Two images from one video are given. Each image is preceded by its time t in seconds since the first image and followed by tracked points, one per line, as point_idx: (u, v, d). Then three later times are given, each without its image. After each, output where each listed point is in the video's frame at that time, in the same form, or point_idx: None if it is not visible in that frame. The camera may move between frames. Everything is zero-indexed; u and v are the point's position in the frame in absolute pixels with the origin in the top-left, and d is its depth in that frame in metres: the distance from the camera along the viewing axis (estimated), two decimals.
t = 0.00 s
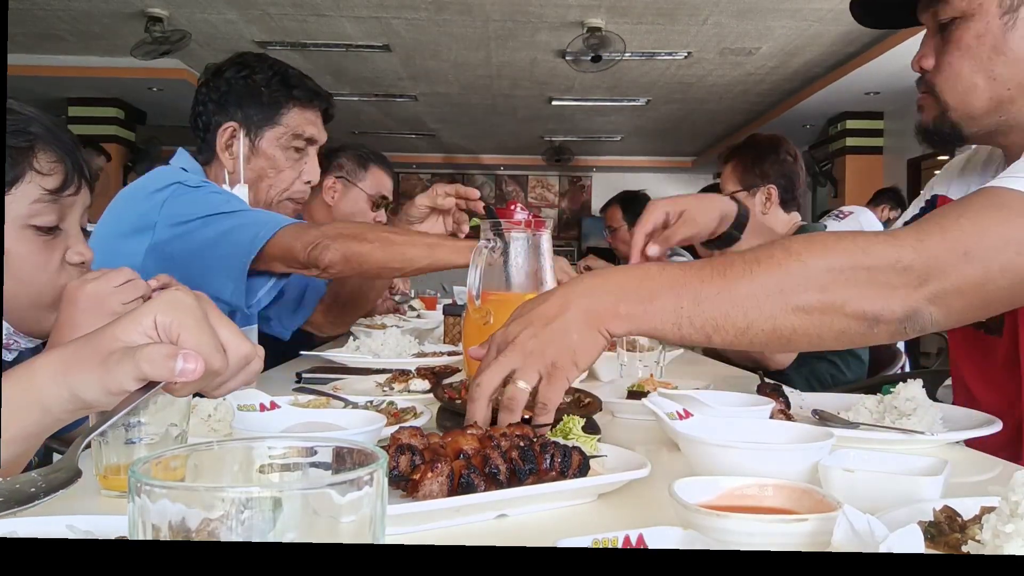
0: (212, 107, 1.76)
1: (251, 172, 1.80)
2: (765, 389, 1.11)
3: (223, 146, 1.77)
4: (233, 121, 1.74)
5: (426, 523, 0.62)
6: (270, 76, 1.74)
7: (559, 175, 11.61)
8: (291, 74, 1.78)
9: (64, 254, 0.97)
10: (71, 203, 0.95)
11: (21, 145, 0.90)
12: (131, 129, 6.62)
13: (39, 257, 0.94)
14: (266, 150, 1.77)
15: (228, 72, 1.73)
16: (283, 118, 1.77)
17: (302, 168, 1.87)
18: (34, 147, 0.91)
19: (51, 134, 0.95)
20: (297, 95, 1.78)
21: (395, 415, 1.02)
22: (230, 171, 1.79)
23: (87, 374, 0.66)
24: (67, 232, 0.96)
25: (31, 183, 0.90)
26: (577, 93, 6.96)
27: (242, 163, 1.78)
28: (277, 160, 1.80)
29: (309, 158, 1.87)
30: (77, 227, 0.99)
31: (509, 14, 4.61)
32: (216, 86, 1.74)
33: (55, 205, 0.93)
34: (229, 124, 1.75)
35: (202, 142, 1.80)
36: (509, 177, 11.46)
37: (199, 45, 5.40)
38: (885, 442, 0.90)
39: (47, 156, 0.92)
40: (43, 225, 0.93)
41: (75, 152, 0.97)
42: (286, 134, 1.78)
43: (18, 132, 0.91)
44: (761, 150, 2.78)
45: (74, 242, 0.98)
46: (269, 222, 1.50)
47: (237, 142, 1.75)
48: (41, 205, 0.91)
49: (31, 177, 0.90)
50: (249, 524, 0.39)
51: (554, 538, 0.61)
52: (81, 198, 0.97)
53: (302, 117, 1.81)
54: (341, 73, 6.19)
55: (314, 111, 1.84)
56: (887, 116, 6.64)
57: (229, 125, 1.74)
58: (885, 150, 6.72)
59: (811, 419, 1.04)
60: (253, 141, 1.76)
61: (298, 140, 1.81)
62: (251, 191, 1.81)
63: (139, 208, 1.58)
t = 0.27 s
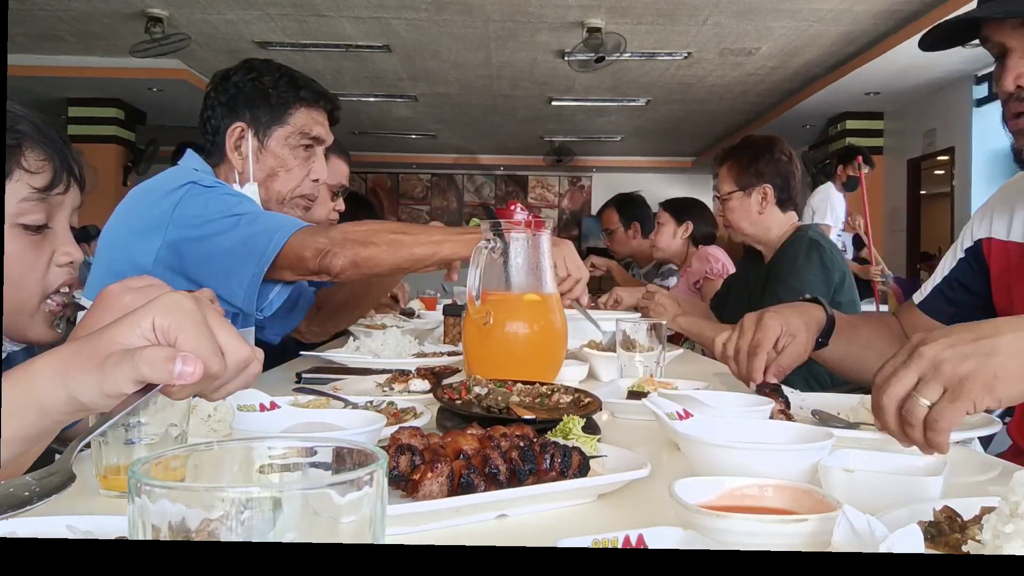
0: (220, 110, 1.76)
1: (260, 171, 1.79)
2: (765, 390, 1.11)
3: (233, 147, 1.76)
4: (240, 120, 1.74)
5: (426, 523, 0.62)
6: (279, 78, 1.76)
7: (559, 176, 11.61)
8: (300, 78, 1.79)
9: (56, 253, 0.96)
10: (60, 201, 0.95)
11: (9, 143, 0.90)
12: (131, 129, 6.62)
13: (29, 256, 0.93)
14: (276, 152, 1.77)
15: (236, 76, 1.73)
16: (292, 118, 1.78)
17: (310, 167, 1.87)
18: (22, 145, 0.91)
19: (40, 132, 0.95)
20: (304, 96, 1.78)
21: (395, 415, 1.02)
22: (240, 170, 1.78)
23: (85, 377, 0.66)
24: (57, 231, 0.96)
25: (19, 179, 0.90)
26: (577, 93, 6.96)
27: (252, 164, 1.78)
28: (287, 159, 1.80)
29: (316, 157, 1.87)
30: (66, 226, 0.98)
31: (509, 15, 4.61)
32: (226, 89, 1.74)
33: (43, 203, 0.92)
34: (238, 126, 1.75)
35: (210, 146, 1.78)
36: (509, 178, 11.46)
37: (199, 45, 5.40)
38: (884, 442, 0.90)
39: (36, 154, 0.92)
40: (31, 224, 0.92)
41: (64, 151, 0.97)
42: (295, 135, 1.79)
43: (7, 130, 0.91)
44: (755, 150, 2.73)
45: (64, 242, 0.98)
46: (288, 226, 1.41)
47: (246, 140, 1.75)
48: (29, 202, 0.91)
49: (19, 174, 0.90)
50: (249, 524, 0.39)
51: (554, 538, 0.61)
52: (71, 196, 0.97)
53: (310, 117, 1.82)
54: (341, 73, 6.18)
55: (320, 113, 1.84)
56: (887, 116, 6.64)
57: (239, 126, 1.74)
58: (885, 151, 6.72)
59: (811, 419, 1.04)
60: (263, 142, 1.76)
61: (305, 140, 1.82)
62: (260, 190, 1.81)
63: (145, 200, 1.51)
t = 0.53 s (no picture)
0: (242, 114, 1.78)
1: (283, 173, 1.80)
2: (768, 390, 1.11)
3: (257, 151, 1.79)
4: (264, 124, 1.76)
5: (425, 523, 0.62)
6: (302, 80, 1.77)
7: (559, 176, 11.61)
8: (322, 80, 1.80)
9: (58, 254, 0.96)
10: (58, 197, 0.95)
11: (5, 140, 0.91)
12: (131, 130, 6.63)
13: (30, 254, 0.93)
14: (298, 155, 1.79)
15: (260, 80, 1.75)
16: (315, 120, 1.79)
17: (332, 171, 1.87)
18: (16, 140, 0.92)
19: (33, 129, 0.96)
20: (325, 98, 1.79)
21: (395, 415, 1.02)
22: (263, 172, 1.80)
23: (84, 384, 0.66)
24: (57, 228, 0.96)
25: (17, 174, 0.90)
26: (577, 94, 6.96)
27: (275, 165, 1.79)
28: (309, 162, 1.81)
29: (338, 161, 1.87)
30: (65, 222, 0.97)
31: (509, 15, 4.62)
32: (249, 93, 1.77)
33: (41, 199, 0.93)
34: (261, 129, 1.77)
35: (234, 149, 1.81)
36: (509, 178, 11.47)
37: (200, 45, 5.40)
38: (886, 443, 0.90)
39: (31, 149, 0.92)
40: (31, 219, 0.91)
41: (58, 146, 0.98)
42: (315, 137, 1.79)
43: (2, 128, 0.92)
44: (756, 150, 2.75)
45: (64, 237, 0.97)
46: (306, 233, 1.38)
47: (271, 143, 1.77)
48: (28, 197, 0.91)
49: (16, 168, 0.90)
50: (249, 524, 0.39)
51: (554, 539, 0.61)
52: (69, 191, 0.97)
53: (332, 119, 1.82)
54: (341, 73, 6.19)
55: (344, 116, 1.85)
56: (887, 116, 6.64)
57: (262, 130, 1.76)
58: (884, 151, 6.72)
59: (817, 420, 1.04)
60: (286, 145, 1.78)
61: (327, 142, 1.82)
62: (283, 194, 1.83)
63: (171, 199, 1.54)
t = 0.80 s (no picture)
0: (263, 117, 1.81)
1: (305, 175, 1.86)
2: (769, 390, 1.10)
3: (280, 153, 1.83)
4: (286, 126, 1.80)
5: (425, 523, 0.62)
6: (323, 84, 1.82)
7: (559, 176, 11.62)
8: (341, 83, 1.86)
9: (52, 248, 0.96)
10: (54, 193, 0.94)
11: None
12: (131, 130, 6.63)
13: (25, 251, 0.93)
14: (319, 157, 1.84)
15: (280, 84, 1.80)
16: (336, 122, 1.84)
17: (352, 172, 1.95)
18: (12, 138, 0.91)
19: (28, 124, 0.95)
20: (346, 101, 1.85)
21: (395, 415, 1.02)
22: (286, 175, 1.85)
23: (87, 382, 0.66)
24: (52, 223, 0.95)
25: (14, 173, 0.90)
26: (577, 94, 6.96)
27: (298, 168, 1.84)
28: (331, 163, 1.87)
29: (358, 162, 1.95)
30: (60, 218, 0.97)
31: (510, 15, 4.62)
32: (269, 97, 1.81)
33: (37, 195, 0.92)
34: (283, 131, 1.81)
35: (254, 153, 1.85)
36: (509, 178, 11.48)
37: (200, 45, 5.40)
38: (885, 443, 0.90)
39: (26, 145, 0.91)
40: (26, 215, 0.91)
41: (53, 141, 0.97)
42: (338, 138, 1.85)
43: None
44: (755, 151, 2.75)
45: (58, 234, 0.97)
46: (353, 243, 1.50)
47: (292, 146, 1.82)
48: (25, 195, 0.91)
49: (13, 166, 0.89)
50: (249, 524, 0.39)
51: (554, 539, 0.61)
52: (64, 186, 0.97)
53: (352, 121, 1.88)
54: (341, 73, 6.19)
55: (362, 117, 1.91)
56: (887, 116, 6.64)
57: (284, 132, 1.80)
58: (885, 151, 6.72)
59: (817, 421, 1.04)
60: (307, 147, 1.82)
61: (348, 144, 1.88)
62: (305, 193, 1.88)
63: (214, 197, 1.58)
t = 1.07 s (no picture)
0: (216, 103, 1.84)
1: (261, 161, 1.89)
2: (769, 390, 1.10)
3: (233, 139, 1.86)
4: (239, 113, 1.83)
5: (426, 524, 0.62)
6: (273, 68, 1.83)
7: (559, 176, 11.62)
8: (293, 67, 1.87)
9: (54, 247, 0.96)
10: (54, 192, 0.94)
11: None
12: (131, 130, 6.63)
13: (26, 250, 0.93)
14: (273, 142, 1.87)
15: (231, 68, 1.81)
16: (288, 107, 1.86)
17: (309, 157, 1.97)
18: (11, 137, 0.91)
19: (26, 123, 0.94)
20: (298, 85, 1.86)
21: (394, 415, 1.02)
22: (241, 162, 1.88)
23: (87, 383, 0.66)
24: (54, 223, 0.95)
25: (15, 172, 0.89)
26: (577, 94, 6.96)
27: (251, 154, 1.88)
28: (286, 149, 1.90)
29: (314, 146, 1.98)
30: (62, 217, 0.97)
31: (510, 15, 4.63)
32: (221, 82, 1.82)
33: (38, 194, 0.92)
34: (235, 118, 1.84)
35: (206, 138, 1.88)
36: (509, 178, 11.49)
37: (200, 45, 5.40)
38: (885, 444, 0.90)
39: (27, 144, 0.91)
40: (28, 216, 0.91)
41: (52, 140, 0.97)
42: (291, 124, 1.88)
43: None
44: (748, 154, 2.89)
45: (58, 235, 0.96)
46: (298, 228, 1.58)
47: (242, 131, 1.85)
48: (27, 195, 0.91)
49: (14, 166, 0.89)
50: (249, 525, 0.39)
51: (555, 539, 0.61)
52: (64, 185, 0.97)
53: (305, 105, 1.90)
54: (341, 73, 6.19)
55: (315, 101, 1.93)
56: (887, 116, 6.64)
57: (236, 118, 1.83)
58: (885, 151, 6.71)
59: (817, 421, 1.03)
60: (260, 132, 1.85)
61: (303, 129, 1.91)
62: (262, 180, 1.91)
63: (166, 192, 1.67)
